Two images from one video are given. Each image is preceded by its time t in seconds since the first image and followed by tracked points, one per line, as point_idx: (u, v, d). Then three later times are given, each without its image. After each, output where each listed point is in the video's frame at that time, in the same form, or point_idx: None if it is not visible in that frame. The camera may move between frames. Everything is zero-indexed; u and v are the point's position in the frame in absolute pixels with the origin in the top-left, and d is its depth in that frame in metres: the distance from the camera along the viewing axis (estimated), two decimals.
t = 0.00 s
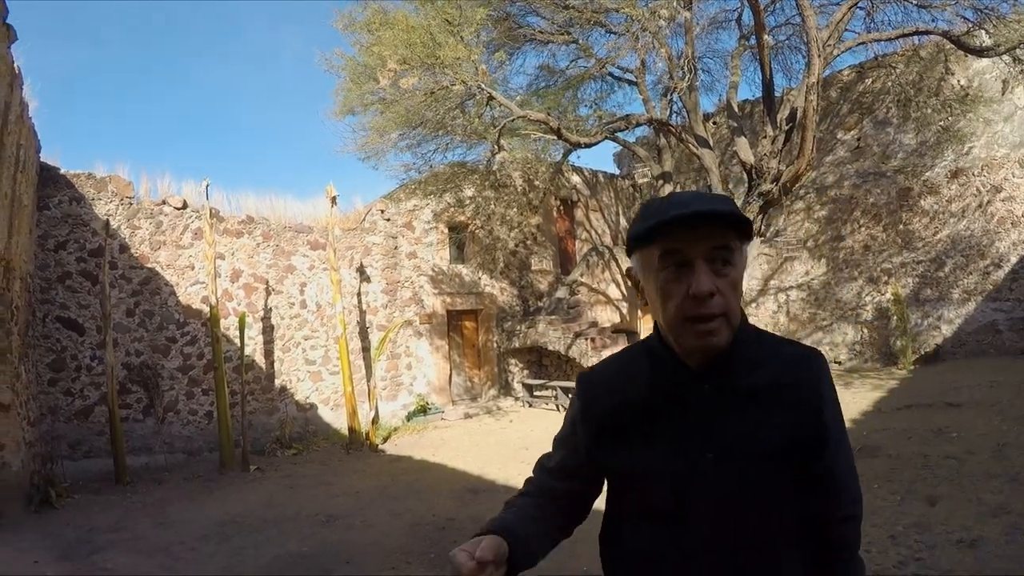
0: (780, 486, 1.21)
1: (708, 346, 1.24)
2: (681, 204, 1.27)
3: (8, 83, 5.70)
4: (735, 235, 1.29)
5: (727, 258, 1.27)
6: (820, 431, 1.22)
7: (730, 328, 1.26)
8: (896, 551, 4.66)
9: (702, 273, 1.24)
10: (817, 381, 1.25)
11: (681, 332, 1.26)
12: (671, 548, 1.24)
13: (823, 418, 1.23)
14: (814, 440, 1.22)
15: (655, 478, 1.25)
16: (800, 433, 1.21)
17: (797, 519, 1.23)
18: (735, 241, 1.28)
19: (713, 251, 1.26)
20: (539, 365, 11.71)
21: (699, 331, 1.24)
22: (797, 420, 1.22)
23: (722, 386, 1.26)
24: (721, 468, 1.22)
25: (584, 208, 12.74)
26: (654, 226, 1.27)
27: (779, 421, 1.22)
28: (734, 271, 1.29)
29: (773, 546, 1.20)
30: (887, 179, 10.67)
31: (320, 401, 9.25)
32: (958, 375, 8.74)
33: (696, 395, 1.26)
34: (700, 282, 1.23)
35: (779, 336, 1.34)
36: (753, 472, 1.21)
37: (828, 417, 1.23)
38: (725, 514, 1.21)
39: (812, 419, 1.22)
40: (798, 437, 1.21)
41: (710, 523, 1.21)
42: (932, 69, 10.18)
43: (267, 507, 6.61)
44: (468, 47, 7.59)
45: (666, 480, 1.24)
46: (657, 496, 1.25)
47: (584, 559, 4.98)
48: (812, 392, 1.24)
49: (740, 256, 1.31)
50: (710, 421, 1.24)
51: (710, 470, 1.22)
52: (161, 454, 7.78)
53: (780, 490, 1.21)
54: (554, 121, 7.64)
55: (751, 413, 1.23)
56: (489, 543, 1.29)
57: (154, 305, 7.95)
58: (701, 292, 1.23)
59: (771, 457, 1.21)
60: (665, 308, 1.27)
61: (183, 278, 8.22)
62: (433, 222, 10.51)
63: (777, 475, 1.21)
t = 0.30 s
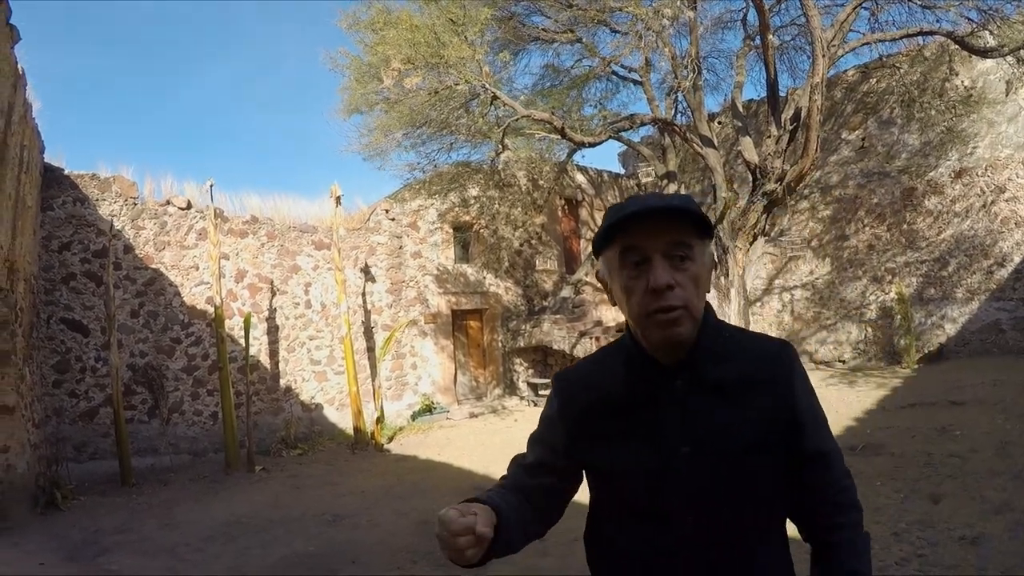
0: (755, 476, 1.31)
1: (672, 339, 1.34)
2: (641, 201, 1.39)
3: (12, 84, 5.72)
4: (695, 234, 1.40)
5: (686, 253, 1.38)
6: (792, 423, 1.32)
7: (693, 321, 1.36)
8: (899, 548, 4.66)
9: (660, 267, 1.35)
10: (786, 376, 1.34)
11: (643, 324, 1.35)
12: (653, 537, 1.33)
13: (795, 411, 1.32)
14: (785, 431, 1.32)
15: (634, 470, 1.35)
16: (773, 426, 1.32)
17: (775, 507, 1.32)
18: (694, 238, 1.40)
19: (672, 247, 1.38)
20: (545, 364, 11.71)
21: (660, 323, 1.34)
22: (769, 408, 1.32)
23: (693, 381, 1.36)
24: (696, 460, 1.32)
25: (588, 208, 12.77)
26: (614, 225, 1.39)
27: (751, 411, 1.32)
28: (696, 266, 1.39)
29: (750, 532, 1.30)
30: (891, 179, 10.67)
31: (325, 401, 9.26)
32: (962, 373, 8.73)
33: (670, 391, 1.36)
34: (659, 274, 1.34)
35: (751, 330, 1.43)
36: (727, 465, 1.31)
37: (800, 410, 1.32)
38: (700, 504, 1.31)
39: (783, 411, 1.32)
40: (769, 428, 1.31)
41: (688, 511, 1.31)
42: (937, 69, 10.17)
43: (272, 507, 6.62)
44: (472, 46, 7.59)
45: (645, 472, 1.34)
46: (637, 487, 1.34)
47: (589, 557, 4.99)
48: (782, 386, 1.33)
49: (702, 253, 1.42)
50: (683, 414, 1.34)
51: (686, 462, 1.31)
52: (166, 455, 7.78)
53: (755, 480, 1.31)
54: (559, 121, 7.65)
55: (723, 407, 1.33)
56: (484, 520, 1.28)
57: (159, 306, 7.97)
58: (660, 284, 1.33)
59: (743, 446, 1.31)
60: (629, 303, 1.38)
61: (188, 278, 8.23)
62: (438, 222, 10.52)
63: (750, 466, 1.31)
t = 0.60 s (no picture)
0: (757, 472, 1.31)
1: (662, 338, 1.35)
2: (634, 198, 1.39)
3: (11, 84, 5.73)
4: (691, 231, 1.39)
5: (680, 251, 1.37)
6: (795, 418, 1.32)
7: (686, 320, 1.36)
8: (899, 544, 4.67)
9: (650, 267, 1.36)
10: (790, 370, 1.34)
11: (635, 323, 1.38)
12: (654, 533, 1.34)
13: (798, 405, 1.32)
14: (787, 425, 1.32)
15: (636, 467, 1.36)
16: (776, 421, 1.32)
17: (777, 504, 1.32)
18: (689, 236, 1.38)
19: (664, 246, 1.37)
20: (545, 361, 11.71)
21: (650, 322, 1.35)
22: (771, 404, 1.32)
23: (693, 377, 1.38)
24: (695, 456, 1.33)
25: (589, 205, 12.78)
26: (607, 223, 1.41)
27: (751, 406, 1.33)
28: (691, 264, 1.38)
29: (751, 528, 1.30)
30: (891, 175, 10.67)
31: (326, 399, 9.27)
32: (962, 370, 8.74)
33: (669, 388, 1.38)
34: (647, 274, 1.35)
35: (756, 327, 1.44)
36: (728, 460, 1.31)
37: (802, 404, 1.31)
38: (700, 501, 1.32)
39: (786, 406, 1.32)
40: (770, 423, 1.31)
41: (685, 508, 1.32)
42: (937, 66, 10.16)
43: (274, 506, 6.63)
44: (472, 44, 7.59)
45: (645, 468, 1.35)
46: (639, 485, 1.36)
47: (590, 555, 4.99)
48: (784, 380, 1.33)
49: (700, 251, 1.40)
50: (683, 410, 1.36)
51: (684, 458, 1.33)
52: (168, 454, 7.79)
53: (756, 476, 1.31)
54: (558, 118, 7.65)
55: (724, 403, 1.34)
56: (525, 569, 1.34)
57: (159, 306, 7.98)
58: (647, 284, 1.34)
59: (744, 442, 1.31)
60: (624, 301, 1.40)
61: (189, 278, 8.24)
62: (438, 220, 10.54)
63: (752, 462, 1.31)
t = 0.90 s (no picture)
0: (757, 472, 1.30)
1: (661, 348, 1.36)
2: (629, 211, 1.34)
3: (11, 78, 5.72)
4: (689, 242, 1.34)
5: (677, 264, 1.34)
6: (797, 419, 1.31)
7: (684, 330, 1.36)
8: (897, 542, 4.68)
9: (645, 282, 1.34)
10: (792, 371, 1.33)
11: (633, 334, 1.37)
12: (653, 531, 1.36)
13: (801, 407, 1.31)
14: (789, 427, 1.31)
15: (638, 466, 1.38)
16: (779, 422, 1.31)
17: (778, 504, 1.32)
18: (687, 247, 1.34)
19: (661, 259, 1.34)
20: (545, 358, 11.65)
21: (648, 335, 1.35)
22: (772, 406, 1.32)
23: (695, 378, 1.38)
24: (695, 457, 1.33)
25: (590, 202, 12.77)
26: (602, 234, 1.38)
27: (752, 407, 1.32)
28: (689, 274, 1.35)
29: (751, 530, 1.30)
30: (892, 175, 10.66)
31: (326, 395, 9.27)
32: (962, 369, 8.74)
33: (671, 388, 1.39)
34: (641, 290, 1.34)
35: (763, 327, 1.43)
36: (728, 461, 1.32)
37: (805, 406, 1.30)
38: (700, 501, 1.32)
39: (787, 407, 1.31)
40: (771, 424, 1.31)
41: (684, 508, 1.33)
42: (938, 65, 10.15)
43: (274, 501, 6.64)
44: (474, 40, 7.58)
45: (646, 467, 1.37)
46: (640, 484, 1.38)
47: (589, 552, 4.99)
48: (786, 382, 1.33)
49: (700, 259, 1.37)
50: (684, 411, 1.37)
51: (684, 458, 1.34)
52: (168, 449, 7.79)
53: (756, 476, 1.31)
54: (559, 115, 7.64)
55: (725, 403, 1.34)
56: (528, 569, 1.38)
57: (159, 301, 7.98)
58: (643, 301, 1.33)
59: (744, 443, 1.31)
60: (622, 310, 1.40)
61: (189, 273, 8.23)
62: (439, 216, 10.55)
63: (752, 462, 1.31)
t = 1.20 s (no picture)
0: (753, 472, 1.30)
1: (655, 345, 1.36)
2: (624, 210, 1.34)
3: (9, 71, 5.68)
4: (685, 241, 1.34)
5: (673, 263, 1.33)
6: (792, 419, 1.31)
7: (679, 328, 1.35)
8: (890, 543, 4.69)
9: (640, 280, 1.33)
10: (789, 371, 1.32)
11: (627, 331, 1.37)
12: (648, 529, 1.36)
13: (796, 408, 1.31)
14: (785, 427, 1.31)
15: (633, 464, 1.38)
16: (775, 420, 1.31)
17: (774, 503, 1.32)
18: (683, 246, 1.33)
19: (657, 257, 1.33)
20: (542, 358, 11.72)
21: (642, 333, 1.35)
22: (768, 406, 1.31)
23: (690, 376, 1.38)
24: (691, 455, 1.33)
25: (587, 202, 12.77)
26: (598, 231, 1.37)
27: (748, 406, 1.32)
28: (685, 273, 1.34)
29: (747, 531, 1.30)
30: (889, 178, 10.69)
31: (321, 392, 9.25)
32: (957, 371, 8.77)
33: (666, 385, 1.39)
34: (636, 287, 1.33)
35: (759, 326, 1.43)
36: (724, 459, 1.31)
37: (800, 406, 1.30)
38: (696, 499, 1.32)
39: (783, 407, 1.31)
40: (768, 424, 1.31)
41: (679, 506, 1.33)
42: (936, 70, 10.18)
43: (268, 498, 6.62)
44: (474, 39, 7.60)
45: (641, 464, 1.37)
46: (635, 481, 1.38)
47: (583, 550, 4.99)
48: (782, 382, 1.32)
49: (696, 258, 1.36)
50: (680, 409, 1.36)
51: (679, 456, 1.34)
52: (162, 446, 7.76)
53: (751, 476, 1.30)
54: (559, 115, 7.64)
55: (720, 402, 1.34)
56: (523, 566, 1.37)
57: (155, 296, 7.95)
58: (637, 299, 1.33)
59: (740, 442, 1.31)
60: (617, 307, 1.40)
61: (185, 269, 8.20)
62: (437, 215, 10.54)
63: (747, 462, 1.30)
